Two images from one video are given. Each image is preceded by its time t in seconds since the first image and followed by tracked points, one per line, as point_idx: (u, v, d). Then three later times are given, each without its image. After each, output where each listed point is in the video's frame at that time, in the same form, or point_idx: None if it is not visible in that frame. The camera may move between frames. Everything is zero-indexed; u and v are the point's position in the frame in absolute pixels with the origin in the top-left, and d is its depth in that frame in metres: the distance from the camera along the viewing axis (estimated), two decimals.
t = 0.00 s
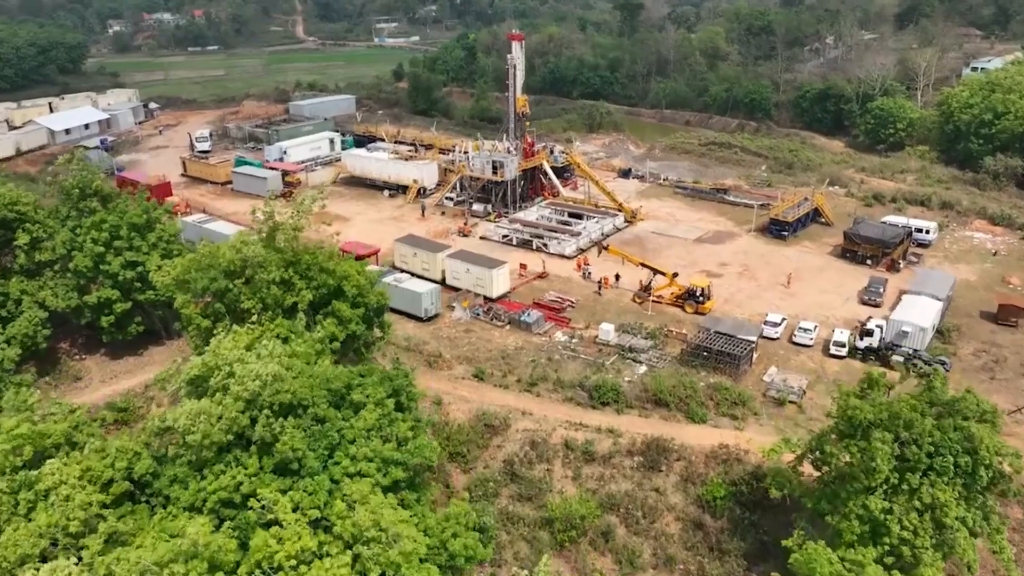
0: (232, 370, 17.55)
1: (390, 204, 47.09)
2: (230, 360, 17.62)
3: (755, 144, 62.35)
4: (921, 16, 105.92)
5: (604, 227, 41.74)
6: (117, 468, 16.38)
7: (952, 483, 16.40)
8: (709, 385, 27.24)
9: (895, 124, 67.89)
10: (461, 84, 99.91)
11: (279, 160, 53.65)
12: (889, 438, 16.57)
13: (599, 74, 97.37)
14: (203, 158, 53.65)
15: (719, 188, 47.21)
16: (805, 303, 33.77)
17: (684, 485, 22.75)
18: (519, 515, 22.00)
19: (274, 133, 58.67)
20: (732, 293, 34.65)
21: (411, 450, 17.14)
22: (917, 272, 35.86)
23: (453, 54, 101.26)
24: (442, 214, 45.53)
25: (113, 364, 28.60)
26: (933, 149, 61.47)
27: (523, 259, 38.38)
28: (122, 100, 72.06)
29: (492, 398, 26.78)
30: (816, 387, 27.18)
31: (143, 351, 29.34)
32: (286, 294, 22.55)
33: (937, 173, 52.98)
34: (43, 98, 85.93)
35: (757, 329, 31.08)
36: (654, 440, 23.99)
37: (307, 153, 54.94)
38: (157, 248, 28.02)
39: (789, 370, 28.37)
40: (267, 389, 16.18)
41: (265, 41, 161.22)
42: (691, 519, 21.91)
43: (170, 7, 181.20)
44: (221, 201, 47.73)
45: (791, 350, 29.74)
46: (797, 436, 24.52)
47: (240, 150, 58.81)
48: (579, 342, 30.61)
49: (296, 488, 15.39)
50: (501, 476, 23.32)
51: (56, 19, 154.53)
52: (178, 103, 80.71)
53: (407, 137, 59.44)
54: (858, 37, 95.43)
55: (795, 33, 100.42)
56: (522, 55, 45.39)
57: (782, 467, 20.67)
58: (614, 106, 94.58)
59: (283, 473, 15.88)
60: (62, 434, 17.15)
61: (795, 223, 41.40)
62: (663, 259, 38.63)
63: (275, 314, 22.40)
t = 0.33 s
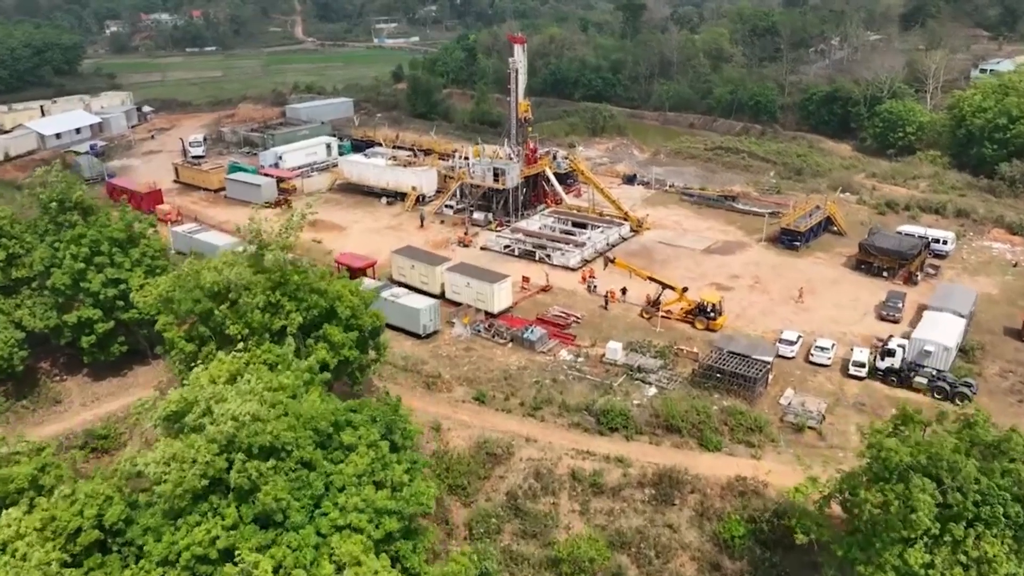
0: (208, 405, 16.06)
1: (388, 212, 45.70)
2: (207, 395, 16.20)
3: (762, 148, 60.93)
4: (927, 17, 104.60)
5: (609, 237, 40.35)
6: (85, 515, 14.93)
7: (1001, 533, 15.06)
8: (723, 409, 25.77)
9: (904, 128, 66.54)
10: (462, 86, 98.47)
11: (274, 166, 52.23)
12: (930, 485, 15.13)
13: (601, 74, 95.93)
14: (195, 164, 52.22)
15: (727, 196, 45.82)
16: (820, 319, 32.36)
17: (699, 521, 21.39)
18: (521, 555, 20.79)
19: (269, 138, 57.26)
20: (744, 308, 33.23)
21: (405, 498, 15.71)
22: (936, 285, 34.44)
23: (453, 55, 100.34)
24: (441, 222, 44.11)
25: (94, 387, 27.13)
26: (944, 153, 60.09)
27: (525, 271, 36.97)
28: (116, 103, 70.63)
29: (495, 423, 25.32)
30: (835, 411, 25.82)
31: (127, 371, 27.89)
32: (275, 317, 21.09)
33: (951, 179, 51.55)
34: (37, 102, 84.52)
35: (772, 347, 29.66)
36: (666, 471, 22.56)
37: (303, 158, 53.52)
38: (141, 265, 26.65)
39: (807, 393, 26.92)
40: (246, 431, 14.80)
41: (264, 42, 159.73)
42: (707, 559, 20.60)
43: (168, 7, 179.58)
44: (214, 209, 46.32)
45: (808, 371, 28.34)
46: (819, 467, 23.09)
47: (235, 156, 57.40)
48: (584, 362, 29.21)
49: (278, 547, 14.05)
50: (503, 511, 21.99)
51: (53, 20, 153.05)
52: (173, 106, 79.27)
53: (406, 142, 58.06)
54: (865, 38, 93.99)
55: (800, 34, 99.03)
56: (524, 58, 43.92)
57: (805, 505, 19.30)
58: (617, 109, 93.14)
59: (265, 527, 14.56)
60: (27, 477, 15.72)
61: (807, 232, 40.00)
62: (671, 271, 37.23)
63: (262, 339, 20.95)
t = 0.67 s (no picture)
0: (182, 449, 14.68)
1: (386, 221, 44.30)
2: (181, 437, 14.83)
3: (769, 153, 59.51)
4: (933, 18, 103.37)
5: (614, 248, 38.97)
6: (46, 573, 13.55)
7: None
8: (737, 436, 24.36)
9: (914, 132, 65.18)
10: (462, 88, 97.02)
11: (269, 172, 50.86)
12: (978, 543, 13.69)
13: (604, 76, 94.50)
14: (188, 170, 50.80)
15: (735, 204, 44.42)
16: (835, 336, 30.96)
17: (714, 562, 20.01)
18: None
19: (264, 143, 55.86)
20: (757, 324, 31.81)
21: (398, 557, 14.78)
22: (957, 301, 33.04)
23: (453, 57, 99.39)
24: (440, 231, 42.69)
25: (74, 411, 25.71)
26: (956, 159, 58.66)
27: (528, 285, 35.57)
28: (108, 106, 69.18)
29: (496, 452, 23.92)
30: (855, 440, 24.43)
31: (109, 394, 26.48)
32: (261, 343, 19.68)
33: (964, 186, 50.15)
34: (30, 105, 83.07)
35: (787, 367, 28.25)
36: (678, 507, 21.24)
37: (298, 164, 52.15)
38: (122, 283, 25.31)
39: (826, 418, 25.53)
40: (221, 483, 13.56)
41: (262, 43, 158.24)
42: None
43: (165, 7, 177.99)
44: (205, 218, 44.88)
45: (825, 394, 26.94)
46: (841, 502, 21.73)
47: (229, 162, 55.99)
48: (590, 383, 27.78)
49: None
50: (506, 551, 20.44)
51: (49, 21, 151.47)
52: (168, 109, 77.81)
53: (404, 147, 56.63)
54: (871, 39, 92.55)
55: (805, 35, 97.63)
56: (526, 62, 42.51)
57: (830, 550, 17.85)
58: (619, 111, 91.73)
59: None
60: None
61: (820, 243, 38.59)
62: (679, 284, 35.82)
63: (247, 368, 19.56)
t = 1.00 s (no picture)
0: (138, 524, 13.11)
1: (382, 233, 42.44)
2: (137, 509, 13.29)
3: (779, 160, 57.61)
4: (942, 20, 101.46)
5: (622, 263, 37.13)
6: None
7: None
8: (759, 478, 22.48)
9: (927, 138, 63.37)
10: (461, 91, 95.14)
11: (261, 181, 48.96)
12: None
13: (607, 79, 92.57)
14: (177, 179, 48.91)
15: (747, 216, 42.56)
16: (859, 361, 29.05)
17: None
18: None
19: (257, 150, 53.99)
20: (775, 349, 29.93)
21: None
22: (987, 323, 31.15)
23: (453, 59, 97.60)
24: (439, 244, 40.80)
25: (42, 449, 23.75)
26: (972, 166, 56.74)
27: (531, 304, 33.71)
28: (98, 111, 67.30)
29: (498, 495, 22.03)
30: (887, 482, 22.51)
31: (80, 429, 24.55)
32: (239, 385, 17.84)
33: (984, 197, 48.28)
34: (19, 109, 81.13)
35: (810, 399, 26.34)
36: (696, 562, 19.37)
37: (292, 172, 50.25)
38: (94, 311, 23.38)
39: (855, 457, 23.62)
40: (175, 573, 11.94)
41: (260, 45, 156.26)
42: None
43: (162, 8, 175.80)
44: (194, 231, 42.99)
45: (853, 429, 25.05)
46: (876, 556, 19.79)
47: (221, 170, 54.08)
48: (599, 416, 25.88)
49: None
50: None
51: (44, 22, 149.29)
52: (161, 113, 75.87)
53: (402, 154, 54.72)
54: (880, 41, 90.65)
55: (813, 37, 95.71)
56: (529, 68, 40.61)
57: None
58: (623, 115, 89.85)
59: None
60: None
61: (838, 259, 36.71)
62: (691, 302, 33.93)
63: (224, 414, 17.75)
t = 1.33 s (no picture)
0: None
1: (379, 243, 41.00)
2: None
3: (787, 165, 56.16)
4: (949, 21, 100.09)
5: (628, 276, 35.70)
6: None
7: None
8: (779, 514, 21.02)
9: (937, 142, 62.01)
10: (462, 93, 93.73)
11: (255, 187, 47.51)
12: None
13: (609, 81, 91.09)
14: (168, 186, 47.46)
15: (757, 226, 41.13)
16: (880, 383, 27.59)
17: None
18: None
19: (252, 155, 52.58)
20: (791, 369, 28.49)
21: None
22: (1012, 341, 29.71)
23: (453, 61, 96.21)
24: (438, 255, 39.33)
25: (15, 482, 22.30)
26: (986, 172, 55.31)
27: (534, 320, 32.26)
28: (90, 114, 65.83)
29: (500, 534, 20.56)
30: (916, 518, 21.04)
31: (55, 460, 23.11)
32: (218, 423, 16.39)
33: (1000, 205, 46.88)
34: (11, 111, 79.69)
35: (830, 425, 24.90)
36: None
37: (287, 179, 48.78)
38: (70, 334, 22.01)
39: (880, 490, 22.17)
40: None
41: (259, 45, 154.79)
42: None
43: (161, 9, 174.18)
44: (184, 240, 41.54)
45: (876, 458, 23.62)
46: None
47: (214, 176, 52.62)
48: (607, 443, 24.42)
49: None
50: None
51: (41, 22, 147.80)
52: (155, 116, 74.39)
53: (400, 159, 53.27)
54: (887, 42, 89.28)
55: (818, 39, 94.34)
56: (532, 72, 39.12)
57: None
58: (625, 118, 88.35)
59: None
60: None
61: (853, 272, 35.29)
62: (701, 318, 32.47)
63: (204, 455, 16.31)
